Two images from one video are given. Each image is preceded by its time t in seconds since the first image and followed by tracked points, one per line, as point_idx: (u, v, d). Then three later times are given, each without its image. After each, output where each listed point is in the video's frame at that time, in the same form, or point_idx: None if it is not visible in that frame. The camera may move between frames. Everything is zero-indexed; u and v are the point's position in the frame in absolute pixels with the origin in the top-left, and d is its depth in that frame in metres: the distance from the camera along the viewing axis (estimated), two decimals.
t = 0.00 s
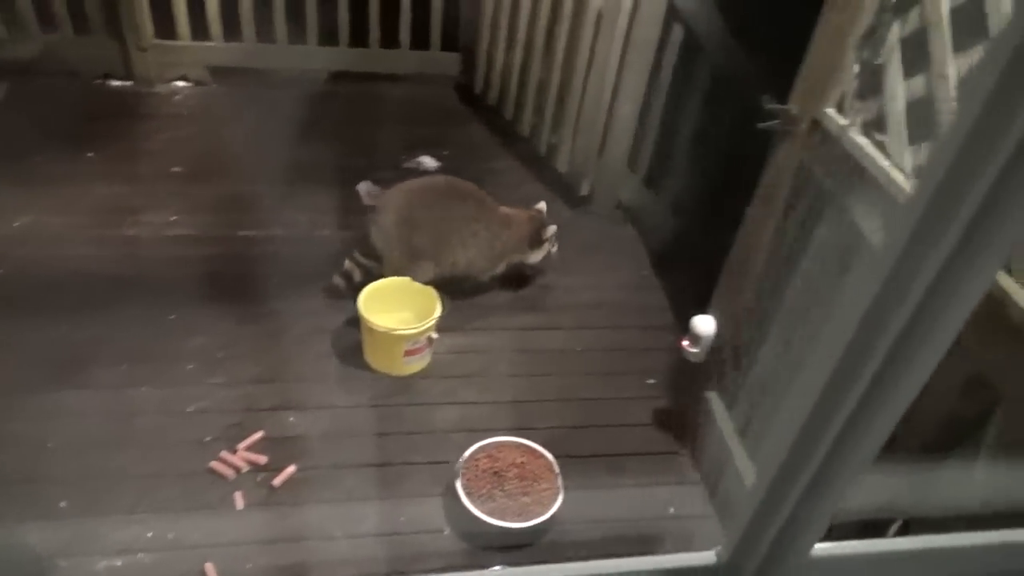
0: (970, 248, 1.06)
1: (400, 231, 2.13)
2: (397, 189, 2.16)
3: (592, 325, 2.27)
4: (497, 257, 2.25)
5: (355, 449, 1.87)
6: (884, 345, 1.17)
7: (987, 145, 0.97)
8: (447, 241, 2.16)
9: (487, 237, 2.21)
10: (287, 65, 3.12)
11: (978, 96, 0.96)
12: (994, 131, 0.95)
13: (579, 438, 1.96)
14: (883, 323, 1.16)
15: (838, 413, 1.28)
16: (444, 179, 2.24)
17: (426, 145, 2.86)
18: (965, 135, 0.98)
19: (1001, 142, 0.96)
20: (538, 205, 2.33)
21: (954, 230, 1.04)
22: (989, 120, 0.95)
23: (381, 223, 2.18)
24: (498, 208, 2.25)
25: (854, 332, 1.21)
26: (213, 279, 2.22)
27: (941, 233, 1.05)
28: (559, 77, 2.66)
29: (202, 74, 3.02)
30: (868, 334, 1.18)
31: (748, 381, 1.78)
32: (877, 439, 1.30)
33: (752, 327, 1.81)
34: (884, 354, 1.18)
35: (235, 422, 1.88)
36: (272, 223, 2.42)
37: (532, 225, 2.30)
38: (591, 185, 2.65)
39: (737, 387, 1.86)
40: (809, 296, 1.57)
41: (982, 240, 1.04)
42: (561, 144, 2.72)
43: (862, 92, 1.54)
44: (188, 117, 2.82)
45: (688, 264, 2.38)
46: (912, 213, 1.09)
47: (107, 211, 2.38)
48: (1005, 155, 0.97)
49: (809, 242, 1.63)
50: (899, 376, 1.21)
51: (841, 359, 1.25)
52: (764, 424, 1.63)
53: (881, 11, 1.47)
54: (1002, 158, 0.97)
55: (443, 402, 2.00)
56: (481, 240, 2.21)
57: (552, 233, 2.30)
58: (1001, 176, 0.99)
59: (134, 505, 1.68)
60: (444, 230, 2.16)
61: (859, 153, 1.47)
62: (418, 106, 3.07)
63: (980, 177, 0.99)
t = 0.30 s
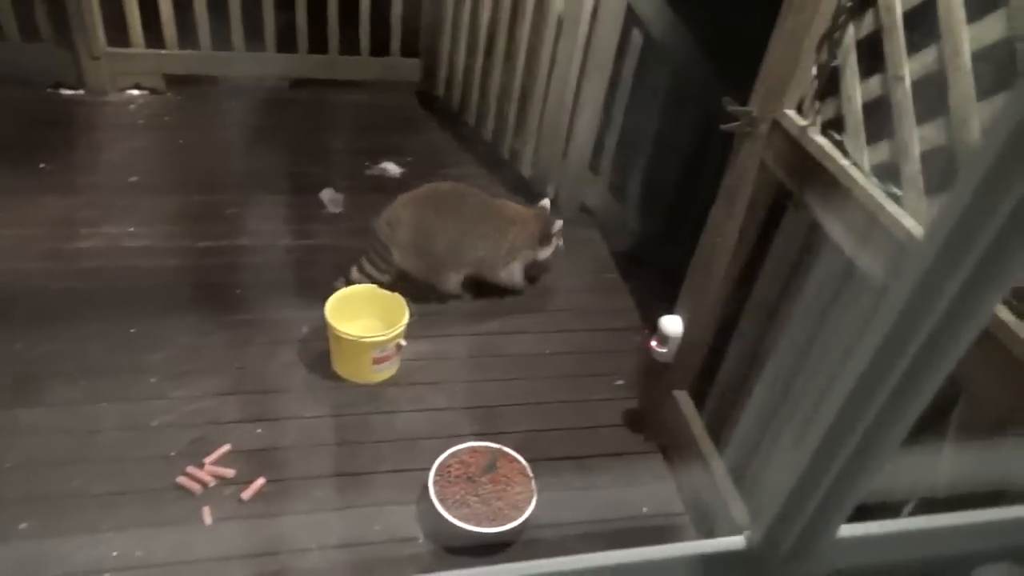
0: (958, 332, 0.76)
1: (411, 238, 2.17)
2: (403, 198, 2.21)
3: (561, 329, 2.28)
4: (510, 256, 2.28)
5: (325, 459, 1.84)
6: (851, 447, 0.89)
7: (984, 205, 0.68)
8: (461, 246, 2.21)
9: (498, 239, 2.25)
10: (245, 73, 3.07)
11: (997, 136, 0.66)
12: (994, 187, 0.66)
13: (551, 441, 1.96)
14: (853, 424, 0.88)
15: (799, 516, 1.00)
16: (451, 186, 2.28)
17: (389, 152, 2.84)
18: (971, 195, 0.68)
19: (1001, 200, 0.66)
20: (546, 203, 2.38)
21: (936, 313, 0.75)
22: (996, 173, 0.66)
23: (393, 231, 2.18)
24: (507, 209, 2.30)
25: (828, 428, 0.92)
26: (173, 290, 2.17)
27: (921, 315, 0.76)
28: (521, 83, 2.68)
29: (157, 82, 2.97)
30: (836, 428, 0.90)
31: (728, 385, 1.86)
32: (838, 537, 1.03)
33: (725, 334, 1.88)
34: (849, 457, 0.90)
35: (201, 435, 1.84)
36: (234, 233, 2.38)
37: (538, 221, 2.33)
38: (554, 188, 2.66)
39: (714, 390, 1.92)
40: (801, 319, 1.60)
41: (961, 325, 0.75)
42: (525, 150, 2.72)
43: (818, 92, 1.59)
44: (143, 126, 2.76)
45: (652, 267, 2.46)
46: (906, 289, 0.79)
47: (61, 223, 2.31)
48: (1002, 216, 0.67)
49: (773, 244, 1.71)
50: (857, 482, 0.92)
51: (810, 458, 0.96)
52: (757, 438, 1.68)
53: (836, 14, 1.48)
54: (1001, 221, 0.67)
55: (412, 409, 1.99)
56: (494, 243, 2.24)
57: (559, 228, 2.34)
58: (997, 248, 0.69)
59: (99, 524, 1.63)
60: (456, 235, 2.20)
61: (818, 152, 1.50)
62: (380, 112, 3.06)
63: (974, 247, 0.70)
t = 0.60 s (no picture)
0: (918, 279, 0.70)
1: (431, 250, 2.18)
2: (423, 209, 2.22)
3: (535, 332, 2.28)
4: (528, 264, 2.31)
5: (302, 472, 1.83)
6: (810, 415, 0.82)
7: (947, 133, 0.62)
8: (480, 256, 2.23)
9: (516, 247, 2.27)
10: (209, 85, 3.06)
11: (960, 56, 0.61)
12: (957, 114, 0.61)
13: (528, 445, 1.97)
14: (811, 392, 0.80)
15: (754, 503, 0.92)
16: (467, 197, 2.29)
17: (358, 160, 2.83)
18: (931, 123, 0.63)
19: (965, 126, 0.61)
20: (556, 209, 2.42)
21: (895, 261, 0.69)
22: (961, 95, 0.60)
23: (414, 242, 2.18)
24: (521, 219, 2.32)
25: (784, 399, 0.85)
26: (141, 306, 2.14)
27: (881, 261, 0.70)
28: (488, 88, 2.68)
29: (121, 96, 2.93)
30: (793, 396, 0.82)
31: (699, 383, 1.88)
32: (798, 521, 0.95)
33: (699, 330, 1.89)
34: (807, 426, 0.82)
35: (174, 452, 1.82)
36: (201, 246, 2.35)
37: (552, 227, 2.36)
38: (525, 192, 2.66)
39: (686, 388, 1.94)
40: (765, 306, 1.64)
41: (921, 271, 0.70)
42: (494, 154, 2.73)
43: (781, 91, 1.62)
44: (106, 141, 2.72)
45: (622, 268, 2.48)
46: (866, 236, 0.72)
47: (23, 241, 2.27)
48: (966, 145, 0.62)
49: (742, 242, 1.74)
50: (814, 458, 0.85)
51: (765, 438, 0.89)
52: (725, 429, 1.69)
53: (796, 15, 1.51)
54: (966, 148, 0.62)
55: (389, 418, 1.98)
56: (511, 253, 2.27)
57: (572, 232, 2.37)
58: (962, 180, 0.64)
59: (71, 546, 1.61)
60: (475, 247, 2.22)
61: (783, 151, 1.53)
62: (348, 121, 3.05)
63: (936, 180, 0.64)
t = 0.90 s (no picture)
0: (885, 258, 0.66)
1: (429, 250, 2.25)
2: (428, 212, 2.31)
3: (513, 339, 2.28)
4: (529, 269, 2.35)
5: (281, 484, 1.81)
6: (779, 405, 0.77)
7: (910, 101, 0.58)
8: (482, 258, 2.29)
9: (518, 250, 2.33)
10: (180, 97, 3.04)
11: (924, 13, 0.56)
12: (923, 75, 0.56)
13: (508, 452, 1.97)
14: (778, 380, 0.76)
15: (724, 499, 0.88)
16: (475, 201, 2.38)
17: (332, 169, 2.82)
18: (896, 87, 0.58)
19: (931, 90, 0.57)
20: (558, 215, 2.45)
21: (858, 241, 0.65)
22: (926, 57, 0.56)
23: (412, 243, 2.25)
24: (523, 224, 2.38)
25: (753, 389, 0.80)
26: (113, 320, 2.11)
27: (846, 241, 0.66)
28: (462, 95, 2.68)
29: (89, 107, 2.89)
30: (760, 385, 0.78)
31: (676, 386, 1.90)
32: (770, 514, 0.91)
33: (676, 333, 1.90)
34: (777, 415, 0.78)
35: (150, 468, 1.79)
36: (174, 258, 2.33)
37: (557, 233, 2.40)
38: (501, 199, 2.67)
39: (664, 391, 1.95)
40: (740, 306, 1.66)
41: (889, 249, 0.65)
42: (469, 162, 2.73)
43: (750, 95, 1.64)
44: (74, 153, 2.69)
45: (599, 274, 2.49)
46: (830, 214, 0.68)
47: None
48: (932, 111, 0.57)
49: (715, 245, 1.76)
50: (783, 450, 0.81)
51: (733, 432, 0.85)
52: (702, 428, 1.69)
53: (762, 22, 1.53)
54: (932, 113, 0.57)
55: (368, 428, 1.97)
56: (513, 255, 2.32)
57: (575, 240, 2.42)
58: (930, 149, 0.59)
59: (45, 566, 1.58)
60: (476, 247, 2.29)
61: (753, 154, 1.57)
62: (321, 130, 3.04)
63: (902, 151, 0.60)
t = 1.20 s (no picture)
0: (858, 254, 0.66)
1: (433, 252, 2.29)
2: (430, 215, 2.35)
3: (497, 346, 2.28)
4: (529, 269, 2.37)
5: (264, 496, 1.79)
6: (756, 406, 0.77)
7: (880, 99, 0.58)
8: (483, 257, 2.32)
9: (517, 250, 2.35)
10: (159, 105, 3.02)
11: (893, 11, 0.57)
12: (893, 69, 0.57)
13: (493, 459, 1.96)
14: (755, 381, 0.76)
15: (704, 501, 0.87)
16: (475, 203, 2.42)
17: (313, 178, 2.81)
18: (867, 83, 0.59)
19: (902, 84, 0.57)
20: (556, 219, 2.45)
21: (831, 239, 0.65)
22: (896, 52, 0.56)
23: (417, 246, 2.30)
24: (521, 225, 2.40)
25: (730, 390, 0.80)
26: (91, 332, 2.08)
27: (821, 238, 0.66)
28: (443, 102, 2.68)
29: (65, 117, 2.85)
30: (738, 387, 0.78)
31: (659, 390, 1.91)
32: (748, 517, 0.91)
33: (658, 338, 1.92)
34: (754, 417, 0.78)
35: (130, 481, 1.77)
36: (153, 269, 2.30)
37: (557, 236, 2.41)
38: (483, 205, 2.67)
39: (646, 393, 1.96)
40: (720, 308, 1.67)
41: (862, 245, 0.66)
42: (450, 169, 2.73)
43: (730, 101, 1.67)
44: (50, 163, 2.66)
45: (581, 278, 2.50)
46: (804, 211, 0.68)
47: None
48: (904, 105, 0.58)
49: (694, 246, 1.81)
50: (761, 450, 0.81)
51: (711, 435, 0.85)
52: (683, 432, 1.68)
53: (740, 27, 1.56)
54: (903, 108, 0.58)
55: (352, 437, 1.96)
56: (514, 255, 2.35)
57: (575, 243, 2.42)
58: (900, 142, 0.59)
59: None
60: (478, 248, 2.32)
61: (732, 157, 1.59)
62: (301, 138, 3.03)
63: (874, 147, 0.60)
